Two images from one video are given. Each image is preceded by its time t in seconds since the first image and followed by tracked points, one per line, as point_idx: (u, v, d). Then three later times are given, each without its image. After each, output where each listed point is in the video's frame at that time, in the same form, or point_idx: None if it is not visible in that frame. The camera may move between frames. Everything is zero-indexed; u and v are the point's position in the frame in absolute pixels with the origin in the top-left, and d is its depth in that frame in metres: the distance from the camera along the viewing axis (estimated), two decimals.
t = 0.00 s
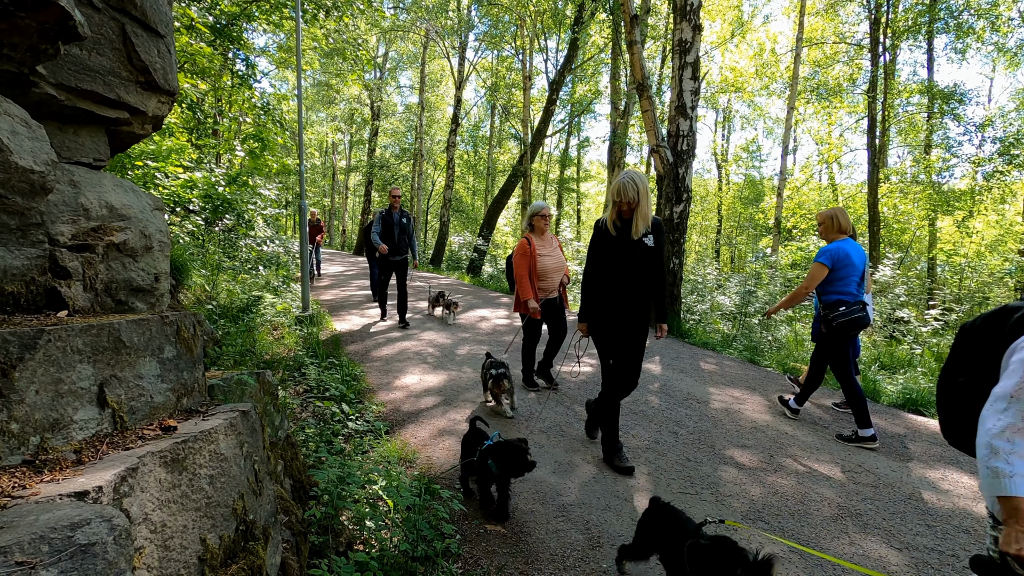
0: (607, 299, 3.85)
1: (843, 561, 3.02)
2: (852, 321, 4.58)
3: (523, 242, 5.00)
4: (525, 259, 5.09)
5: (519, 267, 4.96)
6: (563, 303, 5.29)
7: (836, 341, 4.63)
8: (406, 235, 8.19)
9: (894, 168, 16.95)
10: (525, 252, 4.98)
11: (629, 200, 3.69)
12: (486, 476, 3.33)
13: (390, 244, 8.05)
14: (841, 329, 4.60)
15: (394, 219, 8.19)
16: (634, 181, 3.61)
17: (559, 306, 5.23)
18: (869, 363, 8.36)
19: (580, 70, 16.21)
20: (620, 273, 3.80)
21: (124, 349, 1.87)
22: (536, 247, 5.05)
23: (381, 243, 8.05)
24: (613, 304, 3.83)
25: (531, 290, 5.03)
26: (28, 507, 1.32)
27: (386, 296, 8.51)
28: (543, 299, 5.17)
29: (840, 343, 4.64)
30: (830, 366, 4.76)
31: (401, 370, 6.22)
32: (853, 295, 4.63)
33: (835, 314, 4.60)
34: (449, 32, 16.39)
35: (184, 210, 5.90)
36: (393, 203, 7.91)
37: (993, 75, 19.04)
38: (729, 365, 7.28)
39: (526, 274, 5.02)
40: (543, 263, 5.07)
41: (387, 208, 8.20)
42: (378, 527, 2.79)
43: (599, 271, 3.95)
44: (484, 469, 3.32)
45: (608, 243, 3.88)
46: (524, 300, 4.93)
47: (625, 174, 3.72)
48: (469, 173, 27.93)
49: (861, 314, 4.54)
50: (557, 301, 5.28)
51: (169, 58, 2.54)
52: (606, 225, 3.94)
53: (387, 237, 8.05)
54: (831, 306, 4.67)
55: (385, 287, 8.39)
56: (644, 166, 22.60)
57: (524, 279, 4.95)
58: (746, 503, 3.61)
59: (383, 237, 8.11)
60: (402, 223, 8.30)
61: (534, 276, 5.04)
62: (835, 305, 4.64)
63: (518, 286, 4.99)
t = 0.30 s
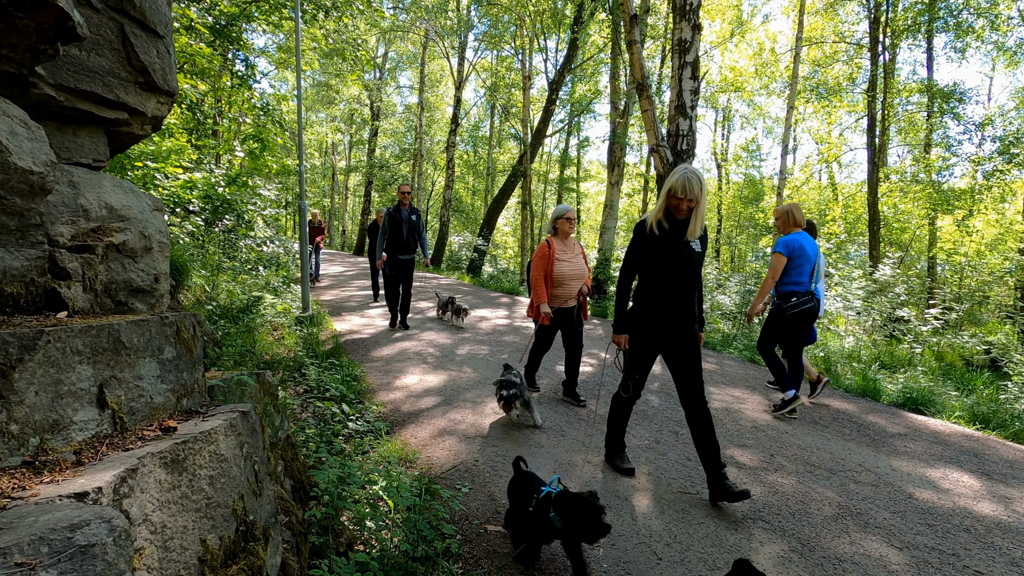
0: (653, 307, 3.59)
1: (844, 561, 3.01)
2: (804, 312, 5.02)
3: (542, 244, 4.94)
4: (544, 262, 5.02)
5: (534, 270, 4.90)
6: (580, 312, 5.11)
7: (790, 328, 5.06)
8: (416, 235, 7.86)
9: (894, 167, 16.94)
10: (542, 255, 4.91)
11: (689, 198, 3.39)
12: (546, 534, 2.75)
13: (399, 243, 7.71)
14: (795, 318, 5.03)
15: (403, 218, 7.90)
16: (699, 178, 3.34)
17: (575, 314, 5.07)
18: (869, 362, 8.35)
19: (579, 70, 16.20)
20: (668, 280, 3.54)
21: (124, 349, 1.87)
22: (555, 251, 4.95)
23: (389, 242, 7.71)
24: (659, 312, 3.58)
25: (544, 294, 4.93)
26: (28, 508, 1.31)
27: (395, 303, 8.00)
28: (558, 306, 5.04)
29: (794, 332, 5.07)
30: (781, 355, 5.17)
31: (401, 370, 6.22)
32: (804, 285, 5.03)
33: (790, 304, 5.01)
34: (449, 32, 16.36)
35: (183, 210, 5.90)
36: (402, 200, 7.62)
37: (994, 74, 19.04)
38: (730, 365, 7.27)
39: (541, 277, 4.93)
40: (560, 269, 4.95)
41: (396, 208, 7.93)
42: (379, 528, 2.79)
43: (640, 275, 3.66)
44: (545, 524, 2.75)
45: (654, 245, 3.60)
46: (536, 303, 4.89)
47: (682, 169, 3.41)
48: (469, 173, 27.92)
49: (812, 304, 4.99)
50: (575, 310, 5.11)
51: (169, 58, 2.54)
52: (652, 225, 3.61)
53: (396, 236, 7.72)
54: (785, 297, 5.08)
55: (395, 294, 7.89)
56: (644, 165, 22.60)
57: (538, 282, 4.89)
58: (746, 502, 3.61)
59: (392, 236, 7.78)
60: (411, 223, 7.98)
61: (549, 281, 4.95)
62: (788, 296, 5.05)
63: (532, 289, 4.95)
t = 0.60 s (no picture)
0: (733, 314, 3.16)
1: (843, 560, 3.02)
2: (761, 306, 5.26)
3: (563, 242, 4.58)
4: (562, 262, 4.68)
5: (554, 270, 4.54)
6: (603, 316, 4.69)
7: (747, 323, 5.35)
8: (422, 237, 7.60)
9: (893, 167, 16.94)
10: (562, 255, 4.55)
11: (773, 190, 3.11)
12: None
13: (406, 247, 7.44)
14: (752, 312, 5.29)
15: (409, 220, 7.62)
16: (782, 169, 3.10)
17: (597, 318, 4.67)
18: (869, 362, 8.35)
19: (578, 70, 16.21)
20: (749, 282, 3.15)
21: (122, 350, 1.87)
22: (576, 251, 4.59)
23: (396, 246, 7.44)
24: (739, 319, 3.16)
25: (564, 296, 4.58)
26: (27, 508, 1.31)
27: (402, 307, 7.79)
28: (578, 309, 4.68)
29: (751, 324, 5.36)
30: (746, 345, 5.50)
31: (401, 370, 6.21)
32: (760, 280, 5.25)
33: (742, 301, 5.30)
34: (448, 32, 16.32)
35: (183, 211, 5.90)
36: (408, 201, 7.32)
37: (993, 74, 19.07)
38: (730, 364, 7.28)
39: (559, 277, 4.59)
40: (581, 270, 4.60)
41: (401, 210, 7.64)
42: (378, 528, 2.79)
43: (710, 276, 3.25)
44: None
45: (731, 244, 3.19)
46: (555, 306, 4.53)
47: (763, 157, 3.12)
48: (468, 173, 27.90)
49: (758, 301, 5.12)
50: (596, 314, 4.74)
51: (168, 58, 2.53)
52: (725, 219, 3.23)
53: (403, 240, 7.44)
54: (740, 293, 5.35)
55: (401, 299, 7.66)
56: (644, 165, 22.60)
57: (557, 283, 4.53)
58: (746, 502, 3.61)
59: (399, 239, 7.50)
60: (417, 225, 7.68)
61: (569, 282, 4.60)
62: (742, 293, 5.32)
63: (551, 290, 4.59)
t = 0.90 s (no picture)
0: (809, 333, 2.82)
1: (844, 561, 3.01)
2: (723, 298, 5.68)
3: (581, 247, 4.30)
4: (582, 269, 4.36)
5: (575, 278, 4.24)
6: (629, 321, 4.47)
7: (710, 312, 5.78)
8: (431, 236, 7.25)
9: (893, 167, 16.94)
10: (582, 260, 4.26)
11: (851, 193, 2.76)
12: None
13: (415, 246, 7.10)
14: (714, 302, 5.73)
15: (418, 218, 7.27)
16: (860, 169, 2.76)
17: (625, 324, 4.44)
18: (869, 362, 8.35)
19: (579, 71, 16.23)
20: (827, 298, 2.81)
21: (124, 351, 1.87)
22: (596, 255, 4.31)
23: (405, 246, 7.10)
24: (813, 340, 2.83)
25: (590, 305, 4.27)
26: (29, 509, 1.32)
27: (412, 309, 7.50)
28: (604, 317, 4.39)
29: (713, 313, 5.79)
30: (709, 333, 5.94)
31: (401, 371, 6.22)
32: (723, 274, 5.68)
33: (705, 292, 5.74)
34: (449, 33, 16.30)
35: (183, 211, 5.91)
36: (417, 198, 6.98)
37: (993, 75, 19.07)
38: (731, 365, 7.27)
39: (584, 285, 4.27)
40: (605, 275, 4.32)
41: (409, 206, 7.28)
42: (379, 528, 2.79)
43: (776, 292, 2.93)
44: None
45: (803, 256, 2.83)
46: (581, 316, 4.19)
47: (839, 155, 2.77)
48: (469, 174, 27.92)
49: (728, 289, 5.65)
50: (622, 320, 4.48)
51: (169, 60, 2.54)
52: (795, 229, 2.89)
53: (412, 238, 7.10)
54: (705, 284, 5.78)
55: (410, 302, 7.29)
56: (644, 166, 22.62)
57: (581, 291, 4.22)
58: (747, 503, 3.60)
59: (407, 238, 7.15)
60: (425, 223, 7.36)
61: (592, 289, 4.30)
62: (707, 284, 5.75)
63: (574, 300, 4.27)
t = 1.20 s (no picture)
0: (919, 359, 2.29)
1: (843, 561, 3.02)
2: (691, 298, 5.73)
3: (606, 251, 3.99)
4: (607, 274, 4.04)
5: (598, 283, 3.93)
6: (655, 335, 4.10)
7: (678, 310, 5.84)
8: (443, 241, 6.83)
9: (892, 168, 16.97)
10: (606, 265, 3.94)
11: (966, 184, 2.25)
12: None
13: (425, 251, 6.68)
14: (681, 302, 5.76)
15: (429, 220, 6.84)
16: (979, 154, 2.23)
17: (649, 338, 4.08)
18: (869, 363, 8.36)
19: (579, 72, 16.26)
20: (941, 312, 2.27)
21: (123, 352, 1.87)
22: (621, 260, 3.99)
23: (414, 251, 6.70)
24: (931, 364, 2.29)
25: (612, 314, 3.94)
26: (29, 510, 1.32)
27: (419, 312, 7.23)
28: (626, 328, 4.07)
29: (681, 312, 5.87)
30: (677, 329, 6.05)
31: (401, 372, 6.22)
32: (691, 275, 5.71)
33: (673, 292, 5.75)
34: (448, 34, 16.29)
35: (183, 212, 5.91)
36: (431, 200, 6.57)
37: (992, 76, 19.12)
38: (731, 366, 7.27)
39: (606, 292, 3.94)
40: (630, 282, 3.99)
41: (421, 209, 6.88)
42: (379, 529, 2.78)
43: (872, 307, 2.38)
44: None
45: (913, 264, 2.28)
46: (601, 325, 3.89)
47: (954, 137, 2.24)
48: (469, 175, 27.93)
49: (696, 289, 5.66)
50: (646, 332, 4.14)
51: (168, 61, 2.54)
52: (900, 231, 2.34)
53: (422, 243, 6.68)
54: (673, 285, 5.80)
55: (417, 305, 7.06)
56: (644, 166, 22.66)
57: (603, 298, 3.91)
58: (747, 504, 3.61)
59: (417, 242, 6.73)
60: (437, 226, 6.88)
61: (615, 297, 3.98)
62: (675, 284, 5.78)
63: (596, 307, 3.96)
